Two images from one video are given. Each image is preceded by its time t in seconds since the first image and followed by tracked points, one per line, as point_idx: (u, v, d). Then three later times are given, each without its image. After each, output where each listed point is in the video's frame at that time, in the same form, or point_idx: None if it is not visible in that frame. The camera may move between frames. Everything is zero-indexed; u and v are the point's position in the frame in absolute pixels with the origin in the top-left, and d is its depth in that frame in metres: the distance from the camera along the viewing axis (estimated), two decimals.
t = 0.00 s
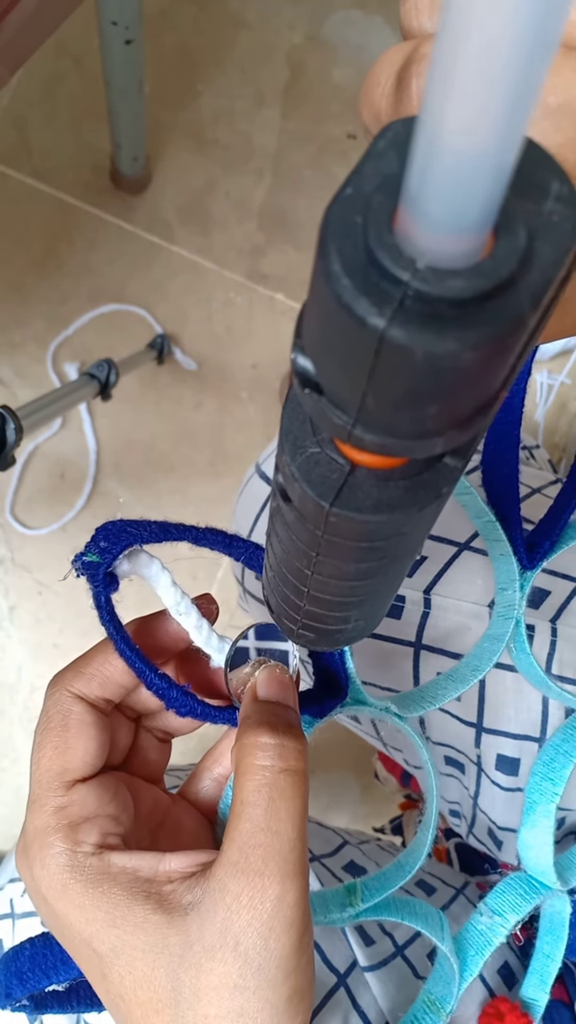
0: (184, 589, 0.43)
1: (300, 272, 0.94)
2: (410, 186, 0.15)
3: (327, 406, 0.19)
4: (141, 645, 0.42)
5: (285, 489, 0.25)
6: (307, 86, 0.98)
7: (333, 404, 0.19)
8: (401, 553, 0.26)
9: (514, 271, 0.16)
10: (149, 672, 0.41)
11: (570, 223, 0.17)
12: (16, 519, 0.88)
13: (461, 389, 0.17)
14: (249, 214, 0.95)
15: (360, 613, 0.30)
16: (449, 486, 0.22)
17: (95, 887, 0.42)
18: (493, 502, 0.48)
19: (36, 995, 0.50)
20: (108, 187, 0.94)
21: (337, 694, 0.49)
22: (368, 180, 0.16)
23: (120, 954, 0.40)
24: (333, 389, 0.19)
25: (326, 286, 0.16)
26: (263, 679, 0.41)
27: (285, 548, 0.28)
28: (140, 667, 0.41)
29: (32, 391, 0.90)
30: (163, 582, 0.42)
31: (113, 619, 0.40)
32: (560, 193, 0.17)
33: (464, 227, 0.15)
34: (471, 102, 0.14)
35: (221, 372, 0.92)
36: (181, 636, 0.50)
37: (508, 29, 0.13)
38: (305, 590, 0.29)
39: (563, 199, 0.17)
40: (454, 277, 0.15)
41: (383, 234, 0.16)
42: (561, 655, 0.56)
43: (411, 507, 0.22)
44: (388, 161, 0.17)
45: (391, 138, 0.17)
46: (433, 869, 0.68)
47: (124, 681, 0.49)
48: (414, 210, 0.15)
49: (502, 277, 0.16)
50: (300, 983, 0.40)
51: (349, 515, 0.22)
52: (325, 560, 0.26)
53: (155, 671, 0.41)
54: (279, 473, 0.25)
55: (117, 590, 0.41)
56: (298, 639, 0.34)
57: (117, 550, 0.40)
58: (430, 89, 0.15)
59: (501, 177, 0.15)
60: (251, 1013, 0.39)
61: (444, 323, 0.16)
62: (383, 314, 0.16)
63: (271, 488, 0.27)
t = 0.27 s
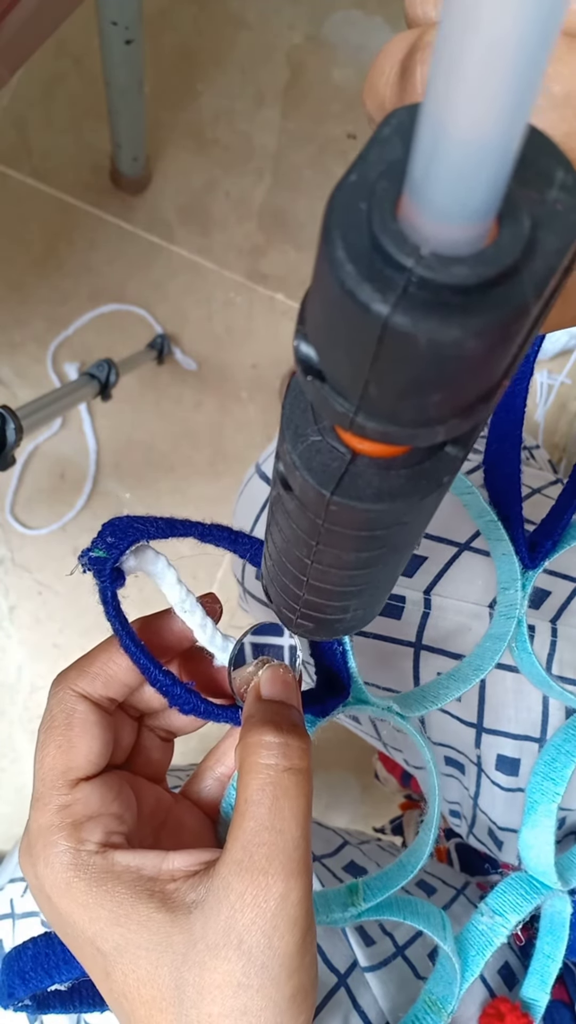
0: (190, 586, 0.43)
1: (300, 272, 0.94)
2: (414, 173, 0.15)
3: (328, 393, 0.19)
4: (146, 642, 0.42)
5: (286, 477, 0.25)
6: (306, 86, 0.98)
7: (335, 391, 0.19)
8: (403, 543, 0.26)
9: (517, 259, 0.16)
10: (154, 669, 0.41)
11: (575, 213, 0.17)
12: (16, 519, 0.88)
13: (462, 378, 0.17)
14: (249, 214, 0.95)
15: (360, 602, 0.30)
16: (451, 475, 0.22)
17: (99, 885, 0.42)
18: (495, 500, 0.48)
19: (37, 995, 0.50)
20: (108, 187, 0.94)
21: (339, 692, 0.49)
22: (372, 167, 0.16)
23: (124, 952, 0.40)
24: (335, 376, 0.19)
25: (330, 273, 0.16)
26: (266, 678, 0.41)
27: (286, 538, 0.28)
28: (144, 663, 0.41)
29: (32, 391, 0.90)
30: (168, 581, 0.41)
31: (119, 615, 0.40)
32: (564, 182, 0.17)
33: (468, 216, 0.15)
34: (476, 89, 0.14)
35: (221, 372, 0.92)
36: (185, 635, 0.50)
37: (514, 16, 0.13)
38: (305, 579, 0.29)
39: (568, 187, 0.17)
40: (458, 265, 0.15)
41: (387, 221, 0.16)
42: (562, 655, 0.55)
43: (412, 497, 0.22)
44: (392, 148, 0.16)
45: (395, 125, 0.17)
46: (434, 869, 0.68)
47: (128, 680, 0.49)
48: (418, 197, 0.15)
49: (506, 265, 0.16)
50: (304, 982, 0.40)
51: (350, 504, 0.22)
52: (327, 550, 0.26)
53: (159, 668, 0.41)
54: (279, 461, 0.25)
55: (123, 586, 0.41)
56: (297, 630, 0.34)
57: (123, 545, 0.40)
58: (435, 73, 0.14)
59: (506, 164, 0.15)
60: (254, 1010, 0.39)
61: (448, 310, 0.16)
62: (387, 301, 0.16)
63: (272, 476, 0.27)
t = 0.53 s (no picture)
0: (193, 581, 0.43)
1: (300, 272, 0.94)
2: (419, 160, 0.15)
3: (332, 380, 0.19)
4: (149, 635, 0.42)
5: (288, 466, 0.25)
6: (306, 86, 0.98)
7: (338, 378, 0.19)
8: (403, 533, 0.26)
9: (523, 247, 0.16)
10: (156, 662, 0.41)
11: None
12: (16, 519, 0.88)
13: (465, 365, 0.17)
14: (249, 214, 0.95)
15: (361, 591, 0.30)
16: (452, 465, 0.22)
17: (100, 881, 0.42)
18: (495, 500, 0.48)
19: (38, 993, 0.50)
20: (108, 187, 0.94)
21: (340, 690, 0.49)
22: (377, 154, 0.16)
23: (125, 948, 0.40)
24: (338, 363, 0.19)
25: (334, 260, 0.17)
26: (268, 673, 0.41)
27: (287, 527, 0.28)
28: (147, 656, 0.41)
29: (31, 391, 0.90)
30: (173, 578, 0.42)
31: (125, 607, 0.40)
32: (569, 171, 0.17)
33: (473, 203, 0.15)
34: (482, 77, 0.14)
35: (221, 372, 0.92)
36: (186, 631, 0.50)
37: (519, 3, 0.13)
38: (306, 567, 0.29)
39: (572, 177, 0.17)
40: (463, 254, 0.15)
41: (391, 208, 0.16)
42: (562, 655, 0.56)
43: (413, 487, 0.22)
44: (397, 135, 0.17)
45: (399, 112, 0.17)
46: (433, 869, 0.68)
47: (129, 676, 0.49)
48: (424, 184, 0.15)
49: (510, 253, 0.16)
50: (304, 978, 0.40)
51: (351, 493, 0.23)
52: (327, 540, 0.26)
53: (162, 661, 0.41)
54: (281, 449, 0.25)
55: (129, 577, 0.41)
56: (300, 619, 0.34)
57: (130, 537, 0.40)
58: (441, 57, 0.14)
59: (512, 151, 0.15)
60: (255, 1007, 0.39)
61: (452, 298, 0.16)
62: (391, 289, 0.16)
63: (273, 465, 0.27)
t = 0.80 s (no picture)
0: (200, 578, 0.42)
1: (300, 272, 0.94)
2: (426, 154, 0.15)
3: (335, 376, 0.20)
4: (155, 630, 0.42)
5: (291, 460, 0.25)
6: (306, 86, 0.98)
7: (342, 374, 0.19)
8: (407, 527, 0.26)
9: (528, 241, 0.16)
10: (162, 657, 0.41)
11: None
12: (16, 519, 0.88)
13: (469, 360, 0.17)
14: (249, 214, 0.95)
15: (363, 585, 0.30)
16: (455, 458, 0.23)
17: (103, 879, 0.42)
18: (495, 498, 0.48)
19: (38, 993, 0.50)
20: (108, 187, 0.94)
21: (342, 687, 0.48)
22: (381, 148, 0.16)
23: (129, 947, 0.41)
24: (342, 358, 0.19)
25: (337, 254, 0.17)
26: (272, 672, 0.41)
27: (291, 522, 0.28)
28: (153, 651, 0.41)
29: (31, 391, 0.90)
30: (179, 572, 0.41)
31: (132, 600, 0.40)
32: None
33: (479, 196, 0.15)
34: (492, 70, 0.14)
35: (221, 372, 0.92)
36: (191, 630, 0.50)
37: None
38: (309, 561, 0.29)
39: None
40: (469, 248, 0.16)
41: (396, 202, 0.16)
42: (562, 655, 0.56)
43: (417, 479, 0.22)
44: (402, 127, 0.17)
45: (405, 104, 0.17)
46: (434, 869, 0.68)
47: (132, 675, 0.49)
48: (429, 177, 0.15)
49: (516, 247, 0.16)
50: (308, 976, 0.40)
51: (355, 487, 0.23)
52: (333, 535, 0.26)
53: (168, 656, 0.41)
54: (285, 443, 0.25)
55: (138, 570, 0.40)
56: (301, 611, 0.34)
57: (139, 530, 0.40)
58: (450, 51, 0.14)
59: (518, 145, 0.15)
60: (260, 1005, 0.39)
61: (458, 293, 0.16)
62: (396, 284, 0.16)
63: (276, 458, 0.27)
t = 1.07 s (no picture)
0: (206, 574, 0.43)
1: (300, 272, 0.94)
2: (430, 153, 0.15)
3: (342, 375, 0.20)
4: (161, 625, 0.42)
5: (297, 458, 0.25)
6: (306, 86, 0.98)
7: (348, 373, 0.19)
8: (412, 524, 0.26)
9: (534, 239, 0.16)
10: (168, 653, 0.41)
11: None
12: (16, 519, 0.88)
13: (476, 358, 0.17)
14: (249, 214, 0.95)
15: (369, 580, 0.30)
16: (461, 457, 0.23)
17: (106, 877, 0.42)
18: (497, 498, 0.48)
19: (39, 992, 0.50)
20: (108, 187, 0.94)
21: (345, 685, 0.48)
22: (385, 146, 0.16)
23: (131, 946, 0.40)
24: (348, 357, 0.19)
25: (343, 253, 0.17)
26: (275, 672, 0.41)
27: (296, 517, 0.28)
28: (159, 647, 0.41)
29: (31, 391, 0.90)
30: (188, 569, 0.41)
31: (142, 594, 0.40)
32: None
33: (483, 195, 0.15)
34: (498, 67, 0.14)
35: (221, 372, 0.92)
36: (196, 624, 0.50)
37: None
38: (315, 557, 0.29)
39: None
40: (475, 246, 0.16)
41: (401, 201, 0.16)
42: (562, 655, 0.56)
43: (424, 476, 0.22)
44: (406, 125, 0.17)
45: (408, 102, 0.17)
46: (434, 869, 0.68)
47: (136, 673, 0.49)
48: (434, 176, 0.15)
49: (521, 245, 0.16)
50: (311, 974, 0.40)
51: (360, 484, 0.23)
52: (338, 532, 0.26)
53: (173, 652, 0.41)
54: (291, 442, 0.26)
55: (147, 565, 0.40)
56: (306, 609, 0.34)
57: (150, 524, 0.40)
58: (454, 48, 0.15)
59: (523, 142, 0.15)
60: (262, 1004, 0.39)
61: (464, 292, 0.16)
62: (401, 284, 0.16)
63: (282, 456, 0.27)
